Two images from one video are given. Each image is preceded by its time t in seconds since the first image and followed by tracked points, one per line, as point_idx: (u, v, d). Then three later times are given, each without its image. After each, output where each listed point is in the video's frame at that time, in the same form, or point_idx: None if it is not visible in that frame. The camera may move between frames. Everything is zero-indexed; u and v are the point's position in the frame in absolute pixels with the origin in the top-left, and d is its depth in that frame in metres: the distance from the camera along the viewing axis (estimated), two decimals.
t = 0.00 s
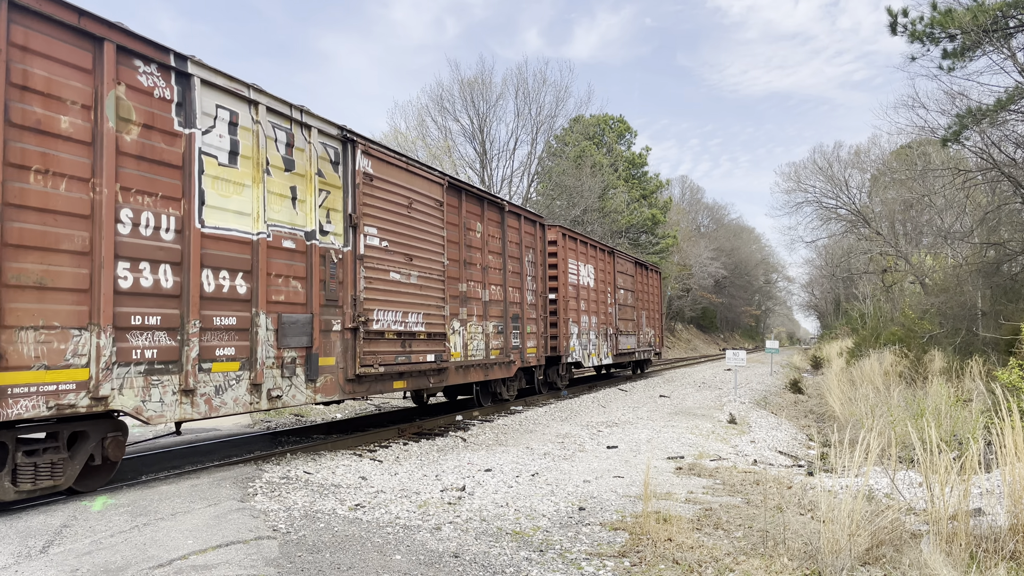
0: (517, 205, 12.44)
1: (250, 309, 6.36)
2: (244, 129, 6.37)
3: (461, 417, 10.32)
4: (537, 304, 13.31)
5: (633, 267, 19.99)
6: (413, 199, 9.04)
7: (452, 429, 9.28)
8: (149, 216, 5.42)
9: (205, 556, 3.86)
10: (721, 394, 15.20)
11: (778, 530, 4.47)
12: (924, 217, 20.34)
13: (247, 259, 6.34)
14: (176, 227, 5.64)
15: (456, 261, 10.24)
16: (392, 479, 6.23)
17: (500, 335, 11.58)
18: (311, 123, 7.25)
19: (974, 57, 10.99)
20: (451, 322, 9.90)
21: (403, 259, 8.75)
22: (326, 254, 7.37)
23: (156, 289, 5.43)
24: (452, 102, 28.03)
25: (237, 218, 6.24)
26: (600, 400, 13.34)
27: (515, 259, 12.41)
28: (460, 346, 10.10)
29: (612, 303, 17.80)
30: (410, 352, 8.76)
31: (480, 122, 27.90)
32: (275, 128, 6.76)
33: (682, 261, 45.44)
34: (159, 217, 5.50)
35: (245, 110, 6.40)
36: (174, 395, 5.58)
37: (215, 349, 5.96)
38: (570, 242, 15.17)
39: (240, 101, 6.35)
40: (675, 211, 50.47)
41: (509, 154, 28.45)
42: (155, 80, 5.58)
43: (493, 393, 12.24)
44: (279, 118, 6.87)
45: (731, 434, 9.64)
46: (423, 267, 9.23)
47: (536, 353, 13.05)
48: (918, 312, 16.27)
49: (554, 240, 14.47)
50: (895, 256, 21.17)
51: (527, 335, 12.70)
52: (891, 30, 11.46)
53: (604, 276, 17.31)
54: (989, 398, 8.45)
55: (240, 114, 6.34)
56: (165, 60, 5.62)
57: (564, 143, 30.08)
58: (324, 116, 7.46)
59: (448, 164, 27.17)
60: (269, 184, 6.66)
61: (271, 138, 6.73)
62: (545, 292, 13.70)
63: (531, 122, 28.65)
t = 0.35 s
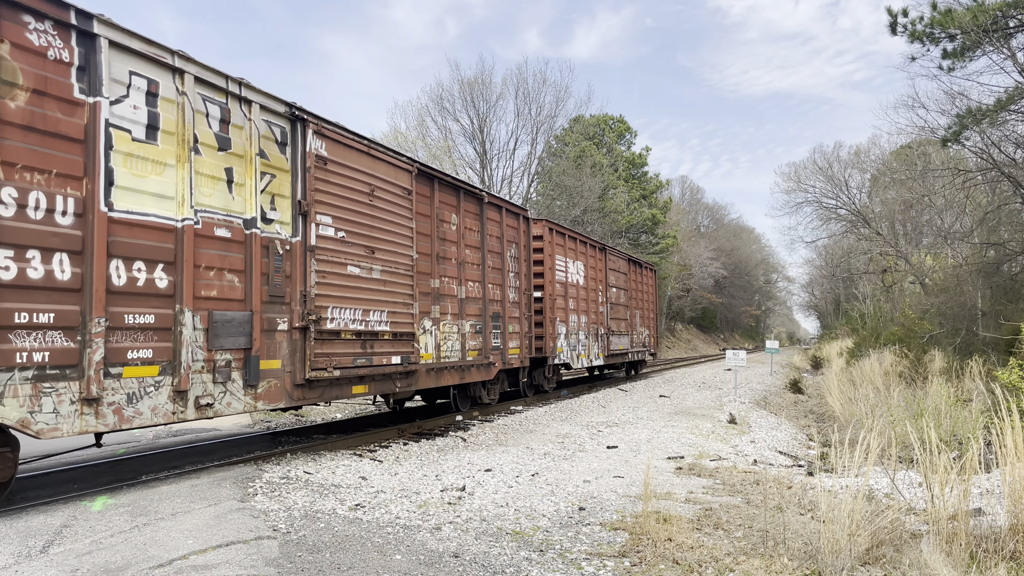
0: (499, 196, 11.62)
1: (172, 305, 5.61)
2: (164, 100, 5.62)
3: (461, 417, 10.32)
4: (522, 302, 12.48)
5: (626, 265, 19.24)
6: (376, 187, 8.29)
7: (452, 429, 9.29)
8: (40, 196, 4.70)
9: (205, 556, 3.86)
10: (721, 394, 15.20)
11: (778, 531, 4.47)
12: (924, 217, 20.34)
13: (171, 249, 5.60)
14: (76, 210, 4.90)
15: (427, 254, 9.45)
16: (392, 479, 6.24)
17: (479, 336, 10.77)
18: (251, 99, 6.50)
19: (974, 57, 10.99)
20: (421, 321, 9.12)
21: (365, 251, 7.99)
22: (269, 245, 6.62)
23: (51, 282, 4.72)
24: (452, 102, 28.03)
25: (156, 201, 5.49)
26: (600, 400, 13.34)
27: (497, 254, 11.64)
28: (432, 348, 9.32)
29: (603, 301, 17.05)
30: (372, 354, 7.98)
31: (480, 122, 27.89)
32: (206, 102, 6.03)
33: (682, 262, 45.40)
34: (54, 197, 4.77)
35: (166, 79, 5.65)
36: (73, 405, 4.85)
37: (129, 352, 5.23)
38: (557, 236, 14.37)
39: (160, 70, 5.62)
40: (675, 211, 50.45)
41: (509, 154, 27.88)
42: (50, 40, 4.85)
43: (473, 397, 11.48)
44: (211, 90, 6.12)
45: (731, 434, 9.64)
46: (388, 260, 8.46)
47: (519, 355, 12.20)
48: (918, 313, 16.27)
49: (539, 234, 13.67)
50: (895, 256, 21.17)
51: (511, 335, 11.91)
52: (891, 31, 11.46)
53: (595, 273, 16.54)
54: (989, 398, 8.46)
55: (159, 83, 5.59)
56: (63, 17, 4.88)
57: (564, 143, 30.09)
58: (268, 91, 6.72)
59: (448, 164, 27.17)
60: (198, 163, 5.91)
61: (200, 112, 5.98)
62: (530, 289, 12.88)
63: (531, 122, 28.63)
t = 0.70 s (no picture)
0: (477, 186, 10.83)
1: (70, 301, 4.84)
2: (60, 63, 4.83)
3: (461, 416, 10.32)
4: (502, 300, 11.66)
5: (619, 262, 18.43)
6: (331, 172, 7.46)
7: (452, 429, 9.29)
8: None
9: (205, 556, 3.86)
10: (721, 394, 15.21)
11: (778, 530, 4.47)
12: (924, 217, 20.33)
13: (69, 235, 4.84)
14: None
15: (393, 247, 8.65)
16: (392, 479, 6.23)
17: (454, 337, 9.98)
18: (176, 67, 5.72)
19: (973, 57, 11.00)
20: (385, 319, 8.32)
21: (317, 242, 7.19)
22: (196, 234, 5.84)
23: None
24: (452, 102, 28.03)
25: (50, 179, 4.74)
26: (600, 400, 13.34)
27: (476, 248, 10.81)
28: (398, 350, 8.54)
29: (594, 299, 16.27)
30: (326, 358, 7.20)
31: (480, 122, 27.90)
32: (116, 68, 5.24)
33: (682, 262, 45.38)
34: None
35: (63, 39, 4.86)
36: None
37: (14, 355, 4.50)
38: (543, 231, 13.60)
39: (59, 28, 4.84)
40: (675, 211, 50.44)
41: (509, 154, 28.74)
42: None
43: (449, 401, 10.69)
44: (125, 55, 5.33)
45: (731, 434, 9.64)
46: (347, 253, 7.65)
47: (500, 356, 11.39)
48: (918, 313, 16.27)
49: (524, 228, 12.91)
50: (895, 256, 21.17)
51: (491, 336, 11.14)
52: (891, 31, 11.45)
53: (585, 270, 15.83)
54: (988, 398, 8.47)
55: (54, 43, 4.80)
56: None
57: (564, 143, 30.08)
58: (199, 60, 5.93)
59: (448, 164, 27.17)
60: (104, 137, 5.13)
61: (109, 78, 5.19)
62: (513, 286, 12.05)
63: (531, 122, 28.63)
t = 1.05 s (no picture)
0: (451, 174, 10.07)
1: None
2: None
3: (461, 416, 10.33)
4: (481, 297, 10.88)
5: (610, 259, 17.69)
6: (276, 153, 6.65)
7: (452, 429, 9.29)
8: None
9: (205, 556, 3.86)
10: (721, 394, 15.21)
11: (778, 531, 4.47)
12: (924, 217, 20.32)
13: None
14: None
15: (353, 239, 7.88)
16: (392, 479, 6.23)
17: (424, 338, 9.21)
18: (80, 26, 4.94)
19: (973, 57, 10.99)
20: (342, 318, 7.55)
21: (259, 231, 6.40)
22: (100, 218, 5.05)
23: None
24: (452, 102, 28.03)
25: None
26: (600, 400, 13.34)
27: (450, 242, 10.03)
28: (359, 352, 7.81)
29: (582, 298, 15.57)
30: (271, 362, 6.43)
31: (480, 122, 27.89)
32: None
33: (682, 262, 45.36)
34: None
35: None
36: None
37: None
38: (527, 224, 12.87)
39: None
40: (675, 211, 50.43)
41: (509, 154, 27.97)
42: None
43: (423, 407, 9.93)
44: (11, 10, 4.56)
45: (731, 434, 9.64)
46: (296, 244, 6.84)
47: (478, 358, 10.70)
48: (918, 312, 16.26)
49: (506, 222, 12.21)
50: (895, 256, 21.17)
51: (468, 337, 10.41)
52: (891, 31, 11.43)
53: (573, 266, 15.19)
54: (988, 398, 8.47)
55: None
56: None
57: (564, 143, 30.08)
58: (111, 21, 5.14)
59: (448, 164, 27.16)
60: None
61: None
62: (492, 283, 11.28)
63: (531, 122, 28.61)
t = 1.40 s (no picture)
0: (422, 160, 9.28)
1: None
2: None
3: (461, 416, 10.32)
4: (456, 294, 10.08)
5: (601, 256, 16.98)
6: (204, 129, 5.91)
7: (452, 429, 9.29)
8: None
9: (205, 556, 3.86)
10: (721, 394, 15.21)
11: (778, 531, 4.47)
12: (924, 217, 20.31)
13: None
14: None
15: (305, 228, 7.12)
16: (392, 479, 6.23)
17: (389, 339, 8.44)
18: None
19: (973, 57, 10.99)
20: (288, 316, 6.82)
21: (184, 217, 5.69)
22: None
23: None
24: (452, 102, 28.03)
25: None
26: (600, 400, 13.34)
27: (422, 234, 9.26)
28: (312, 354, 7.04)
29: (571, 295, 14.86)
30: (198, 367, 5.72)
31: (480, 122, 27.90)
32: None
33: (682, 262, 45.33)
34: None
35: None
36: None
37: None
38: (511, 216, 12.08)
39: None
40: (675, 212, 50.43)
41: (509, 154, 28.84)
42: None
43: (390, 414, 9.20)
44: None
45: (731, 434, 9.64)
46: (229, 232, 6.08)
47: (453, 360, 9.94)
48: (918, 312, 16.25)
49: (487, 214, 11.43)
50: (895, 256, 21.17)
51: (442, 338, 9.68)
52: (891, 31, 11.42)
53: (562, 263, 14.51)
54: (988, 398, 8.47)
55: None
56: None
57: (564, 143, 30.07)
58: None
59: (448, 164, 27.17)
60: None
61: None
62: (471, 279, 10.47)
63: (531, 122, 28.62)
